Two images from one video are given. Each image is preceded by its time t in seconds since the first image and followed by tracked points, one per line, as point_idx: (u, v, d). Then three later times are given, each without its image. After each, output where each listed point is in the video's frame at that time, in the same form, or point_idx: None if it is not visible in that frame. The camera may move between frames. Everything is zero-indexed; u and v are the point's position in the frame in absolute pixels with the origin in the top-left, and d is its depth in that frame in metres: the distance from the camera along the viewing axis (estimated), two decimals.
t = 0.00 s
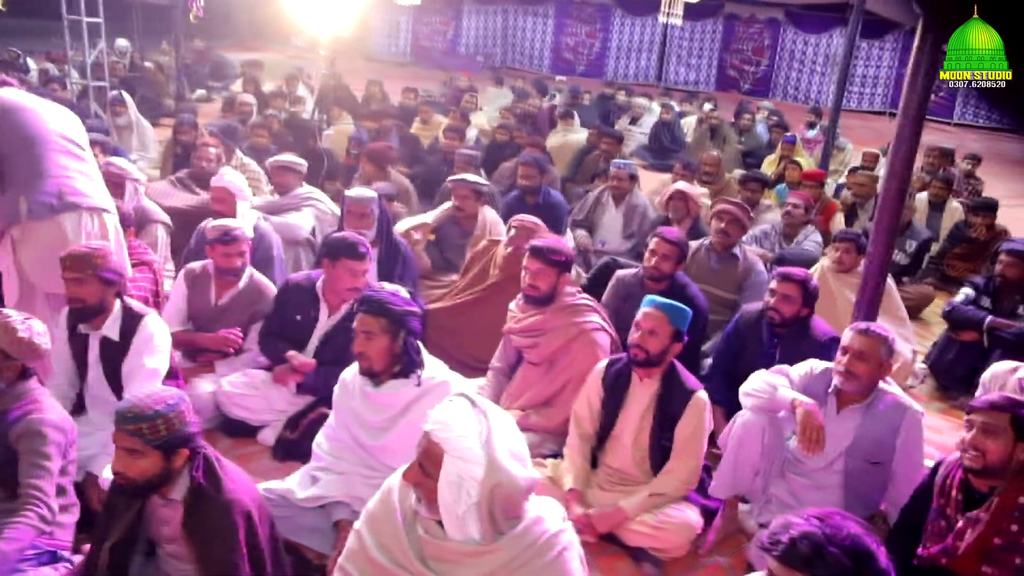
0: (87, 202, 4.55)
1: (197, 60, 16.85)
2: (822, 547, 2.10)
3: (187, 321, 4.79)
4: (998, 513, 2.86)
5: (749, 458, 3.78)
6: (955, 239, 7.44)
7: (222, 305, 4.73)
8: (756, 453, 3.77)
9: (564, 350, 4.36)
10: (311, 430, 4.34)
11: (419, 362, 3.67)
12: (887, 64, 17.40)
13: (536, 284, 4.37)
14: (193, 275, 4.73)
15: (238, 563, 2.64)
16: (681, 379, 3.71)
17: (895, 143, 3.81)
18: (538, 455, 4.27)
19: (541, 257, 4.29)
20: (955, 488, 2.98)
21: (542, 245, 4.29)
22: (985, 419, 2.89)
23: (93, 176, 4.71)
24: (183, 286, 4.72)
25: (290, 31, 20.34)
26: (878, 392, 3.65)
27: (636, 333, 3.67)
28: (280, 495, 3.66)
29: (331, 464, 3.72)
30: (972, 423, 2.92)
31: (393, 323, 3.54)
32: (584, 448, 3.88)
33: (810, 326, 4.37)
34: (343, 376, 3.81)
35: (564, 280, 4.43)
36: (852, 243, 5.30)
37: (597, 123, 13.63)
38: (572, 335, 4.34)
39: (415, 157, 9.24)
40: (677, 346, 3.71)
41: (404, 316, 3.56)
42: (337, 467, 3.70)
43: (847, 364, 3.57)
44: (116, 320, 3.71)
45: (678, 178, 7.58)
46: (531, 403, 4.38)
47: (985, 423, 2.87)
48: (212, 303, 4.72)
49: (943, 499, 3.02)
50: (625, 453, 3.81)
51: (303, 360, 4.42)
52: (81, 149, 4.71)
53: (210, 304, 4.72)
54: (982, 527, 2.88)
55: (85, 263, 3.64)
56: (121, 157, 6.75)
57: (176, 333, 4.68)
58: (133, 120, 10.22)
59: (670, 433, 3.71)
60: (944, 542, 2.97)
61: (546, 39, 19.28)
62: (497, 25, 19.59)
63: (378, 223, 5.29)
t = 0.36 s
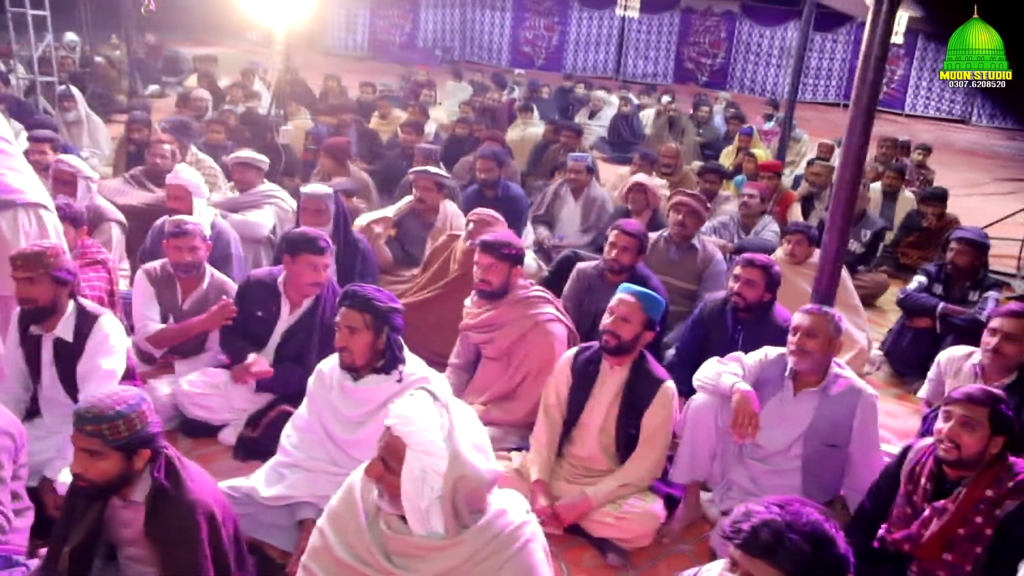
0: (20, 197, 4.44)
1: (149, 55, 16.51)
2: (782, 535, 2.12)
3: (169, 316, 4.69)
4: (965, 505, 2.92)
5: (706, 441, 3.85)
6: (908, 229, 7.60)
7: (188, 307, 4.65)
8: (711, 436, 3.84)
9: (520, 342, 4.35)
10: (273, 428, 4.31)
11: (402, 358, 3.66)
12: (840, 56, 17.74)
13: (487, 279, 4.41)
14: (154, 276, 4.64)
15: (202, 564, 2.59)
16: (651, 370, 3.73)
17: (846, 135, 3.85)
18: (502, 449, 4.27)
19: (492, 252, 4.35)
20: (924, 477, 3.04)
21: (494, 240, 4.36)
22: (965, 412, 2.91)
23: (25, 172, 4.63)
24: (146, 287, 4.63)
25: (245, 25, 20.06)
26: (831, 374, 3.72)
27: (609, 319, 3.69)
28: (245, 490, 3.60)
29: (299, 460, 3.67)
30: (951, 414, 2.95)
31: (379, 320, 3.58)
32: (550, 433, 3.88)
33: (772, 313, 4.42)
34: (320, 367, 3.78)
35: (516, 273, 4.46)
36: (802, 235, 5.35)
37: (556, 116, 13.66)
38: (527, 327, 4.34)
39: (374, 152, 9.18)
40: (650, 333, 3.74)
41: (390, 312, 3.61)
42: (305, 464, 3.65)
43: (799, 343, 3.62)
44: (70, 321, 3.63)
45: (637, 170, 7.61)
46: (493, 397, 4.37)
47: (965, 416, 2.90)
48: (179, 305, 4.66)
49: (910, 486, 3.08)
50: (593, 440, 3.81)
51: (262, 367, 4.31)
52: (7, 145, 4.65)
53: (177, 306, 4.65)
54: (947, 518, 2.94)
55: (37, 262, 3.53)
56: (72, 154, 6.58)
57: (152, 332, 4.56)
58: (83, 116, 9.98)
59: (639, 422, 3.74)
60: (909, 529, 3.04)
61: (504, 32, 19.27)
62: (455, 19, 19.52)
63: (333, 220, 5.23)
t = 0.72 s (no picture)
0: None
1: (97, 51, 16.13)
2: (742, 522, 2.15)
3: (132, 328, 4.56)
4: (958, 502, 2.99)
5: (666, 430, 3.90)
6: (861, 218, 7.73)
7: (148, 310, 4.54)
8: (671, 425, 3.90)
9: (479, 337, 4.37)
10: (234, 429, 4.26)
11: (378, 350, 3.63)
12: (793, 48, 18.04)
13: (446, 275, 4.38)
14: (108, 281, 4.47)
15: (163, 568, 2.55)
16: (609, 357, 3.77)
17: (799, 126, 3.90)
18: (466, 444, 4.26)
19: (451, 248, 4.32)
20: (914, 467, 3.07)
21: (451, 236, 4.31)
22: (977, 411, 2.96)
23: None
24: (101, 294, 4.45)
25: (196, 20, 19.72)
26: (788, 363, 3.78)
27: (563, 306, 3.71)
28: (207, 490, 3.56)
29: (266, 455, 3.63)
30: (961, 411, 3.00)
31: (358, 312, 3.54)
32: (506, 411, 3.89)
33: (733, 297, 4.48)
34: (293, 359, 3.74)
35: (475, 268, 4.44)
36: (759, 225, 5.42)
37: (513, 110, 13.67)
38: (486, 321, 4.36)
39: (330, 148, 9.10)
40: (606, 320, 3.75)
41: (368, 305, 3.56)
42: (269, 461, 3.61)
43: (755, 336, 3.67)
44: (19, 323, 3.53)
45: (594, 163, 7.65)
46: (454, 392, 4.36)
47: (976, 415, 2.95)
48: (139, 310, 4.53)
49: (898, 474, 3.10)
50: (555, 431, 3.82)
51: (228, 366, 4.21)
52: None
53: (137, 310, 4.53)
54: (939, 514, 3.00)
55: None
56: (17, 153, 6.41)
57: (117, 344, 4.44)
58: (29, 113, 9.71)
59: (604, 409, 3.76)
60: (893, 518, 3.07)
61: (459, 26, 19.16)
62: (410, 12, 19.42)
63: (282, 217, 5.14)
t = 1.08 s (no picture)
0: None
1: (40, 46, 15.68)
2: (700, 511, 2.18)
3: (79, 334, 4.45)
4: (914, 484, 3.04)
5: (620, 422, 3.91)
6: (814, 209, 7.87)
7: (98, 313, 4.43)
8: (625, 416, 3.91)
9: (445, 335, 4.35)
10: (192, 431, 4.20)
11: (339, 343, 3.59)
12: (745, 42, 18.40)
13: (418, 270, 4.32)
14: (56, 284, 4.37)
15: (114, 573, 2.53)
16: (561, 348, 3.79)
17: (750, 119, 3.96)
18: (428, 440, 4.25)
19: (424, 244, 4.26)
20: (871, 452, 3.14)
21: (425, 232, 4.25)
22: (930, 395, 3.03)
23: None
24: (49, 297, 4.35)
25: (145, 14, 19.31)
26: (745, 352, 3.83)
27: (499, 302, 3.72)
28: (154, 417, 3.37)
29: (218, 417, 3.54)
30: (915, 395, 3.06)
31: (318, 305, 3.48)
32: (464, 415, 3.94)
33: (691, 286, 4.53)
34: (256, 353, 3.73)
35: (446, 264, 4.41)
36: (725, 214, 5.44)
37: (470, 105, 13.65)
38: (453, 320, 4.33)
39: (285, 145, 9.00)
40: (544, 311, 3.71)
41: (329, 298, 3.51)
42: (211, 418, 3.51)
43: (712, 325, 3.71)
44: None
45: (551, 157, 7.65)
46: (416, 387, 4.33)
47: (929, 398, 3.02)
48: (88, 314, 4.42)
49: (855, 459, 3.19)
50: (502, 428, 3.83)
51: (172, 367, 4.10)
52: None
53: (86, 314, 4.41)
54: (896, 495, 3.05)
55: None
56: None
57: (66, 349, 4.34)
58: None
59: (557, 402, 3.78)
60: (852, 502, 3.15)
61: (415, 20, 19.30)
62: (364, 7, 19.49)
63: (220, 216, 4.98)
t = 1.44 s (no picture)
0: None
1: None
2: (654, 512, 2.19)
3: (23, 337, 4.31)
4: (837, 458, 3.13)
5: (586, 413, 3.93)
6: (768, 197, 7.97)
7: (46, 314, 4.31)
8: (590, 407, 3.93)
9: (406, 330, 4.32)
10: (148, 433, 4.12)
11: (296, 337, 3.56)
12: (698, 33, 19.02)
13: (379, 266, 4.31)
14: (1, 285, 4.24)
15: None
16: (520, 339, 3.77)
17: (705, 109, 3.98)
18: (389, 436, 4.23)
19: (384, 240, 4.24)
20: (797, 434, 3.25)
21: (385, 227, 4.23)
22: (826, 369, 3.11)
23: None
24: None
25: (90, 7, 18.78)
26: (702, 342, 3.87)
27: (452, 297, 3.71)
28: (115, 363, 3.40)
29: (177, 388, 3.54)
30: (815, 373, 3.14)
31: (273, 299, 3.43)
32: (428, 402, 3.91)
33: (648, 278, 4.55)
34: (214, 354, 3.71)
35: (407, 260, 4.39)
36: (677, 206, 5.45)
37: (426, 98, 13.57)
38: (414, 315, 4.31)
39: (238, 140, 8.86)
40: (499, 304, 3.68)
41: (283, 291, 3.45)
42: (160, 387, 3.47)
43: (669, 315, 3.74)
44: None
45: (508, 149, 7.64)
46: (376, 383, 4.30)
47: (827, 373, 3.10)
48: (35, 316, 4.30)
49: (785, 444, 3.29)
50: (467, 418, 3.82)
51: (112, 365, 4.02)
52: None
53: (32, 316, 4.28)
54: (822, 471, 3.15)
55: None
56: None
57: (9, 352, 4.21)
58: None
59: (525, 387, 3.78)
60: (788, 485, 3.25)
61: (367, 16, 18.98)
62: None
63: (166, 217, 4.85)
